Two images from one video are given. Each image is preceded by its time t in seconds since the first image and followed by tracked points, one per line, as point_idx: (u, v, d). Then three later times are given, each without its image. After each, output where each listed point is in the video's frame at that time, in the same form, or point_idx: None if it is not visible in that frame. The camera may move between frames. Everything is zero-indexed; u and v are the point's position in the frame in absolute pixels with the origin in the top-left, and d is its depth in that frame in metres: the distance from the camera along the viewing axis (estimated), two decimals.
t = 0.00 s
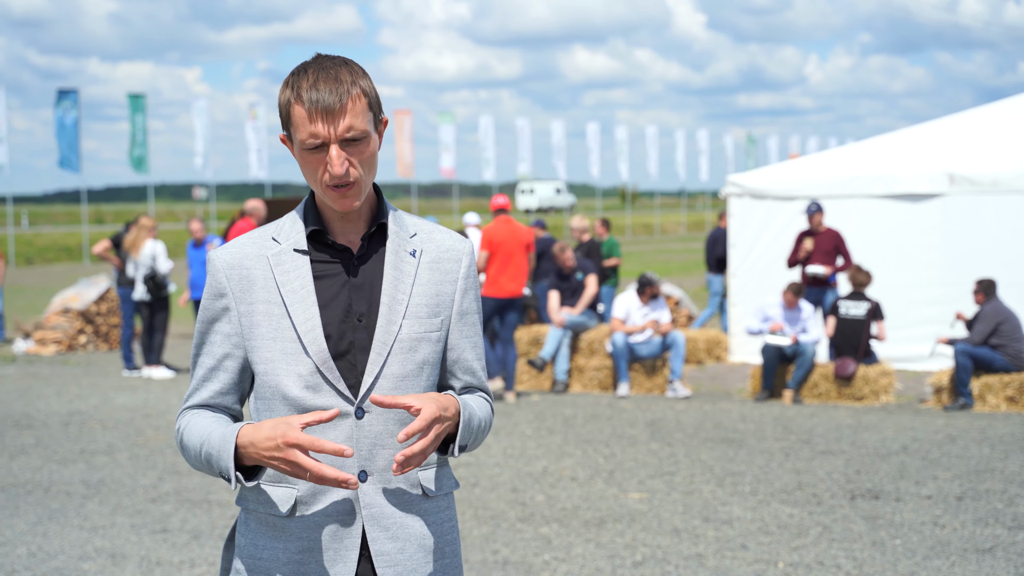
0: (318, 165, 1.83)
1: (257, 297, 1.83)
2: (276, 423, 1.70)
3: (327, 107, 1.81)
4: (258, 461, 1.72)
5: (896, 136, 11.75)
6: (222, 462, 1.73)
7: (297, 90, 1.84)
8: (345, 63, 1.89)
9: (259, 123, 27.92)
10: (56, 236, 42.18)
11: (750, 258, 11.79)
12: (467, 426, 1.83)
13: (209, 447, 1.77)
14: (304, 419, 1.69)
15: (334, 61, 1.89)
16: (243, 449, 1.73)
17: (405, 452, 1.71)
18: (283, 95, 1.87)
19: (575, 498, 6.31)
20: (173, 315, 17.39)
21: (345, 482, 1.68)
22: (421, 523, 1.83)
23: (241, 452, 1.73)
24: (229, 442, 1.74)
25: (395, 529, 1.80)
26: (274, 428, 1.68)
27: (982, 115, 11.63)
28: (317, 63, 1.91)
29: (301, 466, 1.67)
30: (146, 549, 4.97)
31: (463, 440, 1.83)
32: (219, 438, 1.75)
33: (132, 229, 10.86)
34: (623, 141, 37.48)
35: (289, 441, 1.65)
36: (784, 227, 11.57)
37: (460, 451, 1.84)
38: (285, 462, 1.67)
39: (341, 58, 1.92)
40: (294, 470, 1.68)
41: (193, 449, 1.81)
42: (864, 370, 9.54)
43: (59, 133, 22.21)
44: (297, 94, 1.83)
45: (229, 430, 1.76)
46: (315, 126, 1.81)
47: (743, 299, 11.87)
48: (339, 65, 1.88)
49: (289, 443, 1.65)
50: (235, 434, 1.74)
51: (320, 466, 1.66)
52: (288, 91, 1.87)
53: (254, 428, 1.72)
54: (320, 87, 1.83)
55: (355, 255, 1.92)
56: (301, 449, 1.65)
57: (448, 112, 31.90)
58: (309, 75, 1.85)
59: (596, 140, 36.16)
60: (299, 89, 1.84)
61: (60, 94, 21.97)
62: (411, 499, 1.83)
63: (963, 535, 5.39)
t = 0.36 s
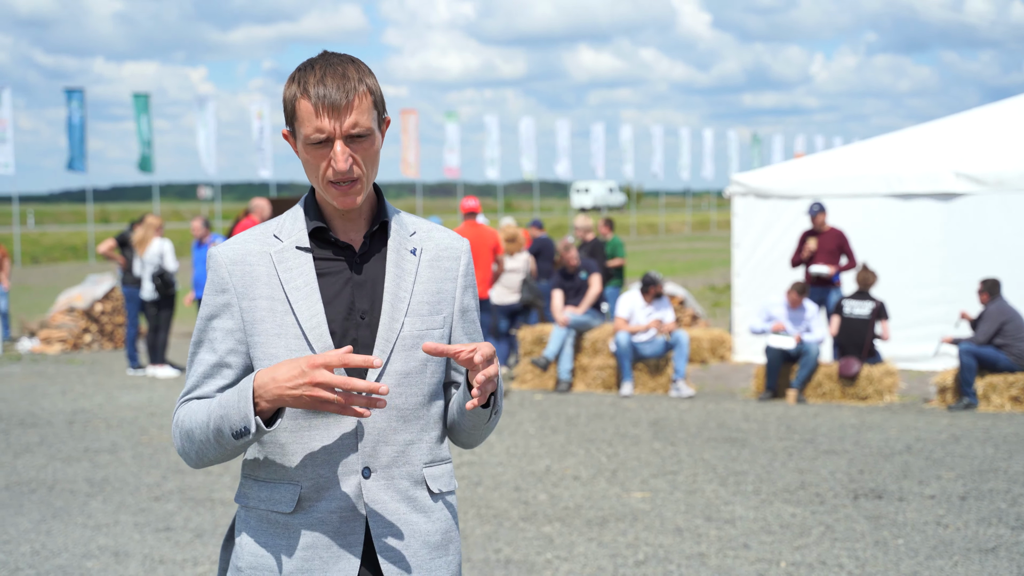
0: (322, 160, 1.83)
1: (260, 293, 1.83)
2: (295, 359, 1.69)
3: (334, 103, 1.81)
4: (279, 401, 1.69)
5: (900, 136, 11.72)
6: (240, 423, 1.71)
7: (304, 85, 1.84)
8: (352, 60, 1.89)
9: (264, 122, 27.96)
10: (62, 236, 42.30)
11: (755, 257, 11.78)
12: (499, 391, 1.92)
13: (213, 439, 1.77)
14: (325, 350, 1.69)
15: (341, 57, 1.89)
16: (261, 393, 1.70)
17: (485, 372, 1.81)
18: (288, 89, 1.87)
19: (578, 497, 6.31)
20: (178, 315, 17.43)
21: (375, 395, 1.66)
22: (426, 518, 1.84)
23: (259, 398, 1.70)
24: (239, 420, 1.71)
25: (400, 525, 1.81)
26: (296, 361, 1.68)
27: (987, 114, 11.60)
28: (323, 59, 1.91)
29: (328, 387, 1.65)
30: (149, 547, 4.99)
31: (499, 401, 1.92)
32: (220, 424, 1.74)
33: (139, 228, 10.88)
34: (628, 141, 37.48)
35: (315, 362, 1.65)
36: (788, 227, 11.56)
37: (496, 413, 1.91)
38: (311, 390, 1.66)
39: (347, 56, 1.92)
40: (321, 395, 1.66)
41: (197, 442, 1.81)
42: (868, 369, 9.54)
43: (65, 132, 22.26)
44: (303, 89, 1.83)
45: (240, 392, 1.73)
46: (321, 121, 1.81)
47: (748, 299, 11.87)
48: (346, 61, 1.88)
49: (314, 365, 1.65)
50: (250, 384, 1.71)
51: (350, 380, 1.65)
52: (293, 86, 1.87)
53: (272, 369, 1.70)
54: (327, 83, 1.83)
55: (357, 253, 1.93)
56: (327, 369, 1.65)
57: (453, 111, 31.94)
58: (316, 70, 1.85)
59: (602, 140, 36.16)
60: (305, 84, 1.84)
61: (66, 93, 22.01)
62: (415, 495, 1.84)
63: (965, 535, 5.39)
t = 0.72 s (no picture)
0: (335, 150, 1.83)
1: (263, 293, 1.84)
2: (272, 375, 1.71)
3: (353, 94, 1.82)
4: (258, 415, 1.72)
5: (910, 134, 11.68)
6: (229, 427, 1.75)
7: (322, 75, 1.85)
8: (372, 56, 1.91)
9: (275, 121, 28.04)
10: (73, 234, 42.49)
11: (764, 255, 11.75)
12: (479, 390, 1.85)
13: (215, 437, 1.79)
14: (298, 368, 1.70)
15: (360, 51, 1.90)
16: (245, 405, 1.73)
17: (405, 405, 1.68)
18: (305, 80, 1.87)
19: (586, 495, 6.31)
20: (189, 313, 17.49)
21: (332, 426, 1.66)
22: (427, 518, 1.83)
23: (244, 410, 1.74)
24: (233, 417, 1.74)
25: (400, 524, 1.80)
26: (269, 378, 1.70)
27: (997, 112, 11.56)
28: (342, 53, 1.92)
29: (290, 412, 1.67)
30: (158, 545, 5.00)
31: (465, 411, 1.81)
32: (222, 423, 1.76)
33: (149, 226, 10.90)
34: (639, 139, 37.44)
35: (280, 387, 1.66)
36: (798, 226, 11.53)
37: (462, 422, 1.81)
38: (278, 412, 1.68)
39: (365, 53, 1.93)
40: (284, 417, 1.68)
41: (201, 439, 1.82)
42: (878, 368, 9.52)
43: (77, 130, 22.36)
44: (321, 79, 1.84)
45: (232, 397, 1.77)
46: (338, 110, 1.82)
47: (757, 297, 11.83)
48: (365, 55, 1.89)
49: (280, 389, 1.66)
50: (239, 394, 1.75)
51: (304, 410, 1.65)
52: (311, 77, 1.87)
53: (254, 382, 1.73)
54: (346, 74, 1.84)
55: (359, 250, 1.92)
56: (291, 394, 1.66)
57: (463, 110, 31.99)
58: (335, 62, 1.86)
59: (612, 137, 36.12)
60: (323, 75, 1.85)
61: (78, 92, 22.10)
62: (418, 494, 1.83)
63: (974, 534, 5.36)
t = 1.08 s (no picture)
0: (335, 146, 1.83)
1: (265, 293, 1.84)
2: (290, 381, 1.71)
3: (353, 91, 1.82)
4: (274, 421, 1.72)
5: (920, 133, 11.63)
6: (240, 431, 1.75)
7: (324, 72, 1.85)
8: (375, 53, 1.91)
9: (285, 120, 28.10)
10: (85, 232, 42.70)
11: (774, 255, 11.71)
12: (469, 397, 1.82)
13: (219, 438, 1.80)
14: (318, 375, 1.70)
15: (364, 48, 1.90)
16: (260, 411, 1.74)
17: (380, 413, 1.69)
18: (308, 76, 1.88)
19: (594, 494, 6.30)
20: (199, 312, 17.55)
21: (357, 431, 1.69)
22: (425, 517, 1.82)
23: (259, 415, 1.74)
24: (237, 420, 1.76)
25: (397, 523, 1.80)
26: (288, 384, 1.70)
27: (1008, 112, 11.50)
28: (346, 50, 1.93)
29: (313, 418, 1.68)
30: (166, 543, 5.03)
31: (455, 417, 1.79)
32: (227, 424, 1.78)
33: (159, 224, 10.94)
34: (649, 138, 37.41)
35: (301, 394, 1.67)
36: (807, 225, 11.49)
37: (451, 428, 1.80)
38: (299, 418, 1.69)
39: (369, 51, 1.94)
40: (307, 423, 1.69)
41: (205, 438, 1.83)
42: (888, 368, 9.49)
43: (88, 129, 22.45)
44: (323, 75, 1.85)
45: (243, 403, 1.77)
46: (339, 107, 1.82)
47: (767, 297, 11.79)
48: (368, 52, 1.89)
49: (302, 395, 1.67)
50: (252, 400, 1.75)
51: (331, 416, 1.67)
52: (314, 73, 1.88)
53: (270, 389, 1.73)
54: (348, 71, 1.84)
55: (362, 250, 1.92)
56: (313, 400, 1.67)
57: (473, 109, 32.02)
58: (338, 59, 1.87)
59: (622, 137, 36.11)
60: (326, 72, 1.85)
61: (89, 91, 22.20)
62: (415, 494, 1.83)
63: (983, 534, 5.33)
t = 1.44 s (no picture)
0: (360, 134, 1.82)
1: (274, 289, 1.84)
2: (312, 375, 1.71)
3: (380, 80, 1.83)
4: (295, 415, 1.71)
5: (934, 130, 11.55)
6: (255, 427, 1.74)
7: (348, 62, 1.86)
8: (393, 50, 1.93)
9: (296, 117, 28.13)
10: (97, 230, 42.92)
11: (786, 252, 11.65)
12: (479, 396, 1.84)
13: (229, 435, 1.79)
14: (341, 370, 1.70)
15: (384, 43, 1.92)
16: (279, 406, 1.73)
17: (410, 407, 1.70)
18: (328, 67, 1.88)
19: (604, 491, 6.30)
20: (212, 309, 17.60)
21: (384, 422, 1.68)
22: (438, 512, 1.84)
23: (279, 410, 1.73)
24: (252, 416, 1.75)
25: (411, 519, 1.81)
26: (311, 378, 1.69)
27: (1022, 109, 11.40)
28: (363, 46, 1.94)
29: (340, 412, 1.67)
30: (177, 540, 5.05)
31: (474, 412, 1.83)
32: (240, 421, 1.77)
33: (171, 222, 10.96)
34: (661, 134, 37.34)
35: (327, 387, 1.66)
36: (820, 222, 11.43)
37: (469, 423, 1.83)
38: (324, 412, 1.68)
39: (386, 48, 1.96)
40: (332, 417, 1.68)
41: (216, 436, 1.83)
42: (899, 365, 9.45)
43: (100, 127, 22.55)
44: (348, 65, 1.85)
45: (253, 399, 1.77)
46: (365, 95, 1.82)
47: (779, 294, 11.72)
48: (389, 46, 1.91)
49: (328, 388, 1.66)
50: (269, 395, 1.74)
51: (359, 408, 1.66)
52: (334, 64, 1.88)
53: (290, 383, 1.72)
54: (372, 61, 1.85)
55: (369, 247, 1.92)
56: (340, 393, 1.66)
57: (484, 106, 32.03)
58: (361, 51, 1.88)
59: (634, 133, 36.05)
60: (350, 61, 1.85)
61: (101, 89, 22.28)
62: (428, 488, 1.84)
63: (995, 532, 5.31)
